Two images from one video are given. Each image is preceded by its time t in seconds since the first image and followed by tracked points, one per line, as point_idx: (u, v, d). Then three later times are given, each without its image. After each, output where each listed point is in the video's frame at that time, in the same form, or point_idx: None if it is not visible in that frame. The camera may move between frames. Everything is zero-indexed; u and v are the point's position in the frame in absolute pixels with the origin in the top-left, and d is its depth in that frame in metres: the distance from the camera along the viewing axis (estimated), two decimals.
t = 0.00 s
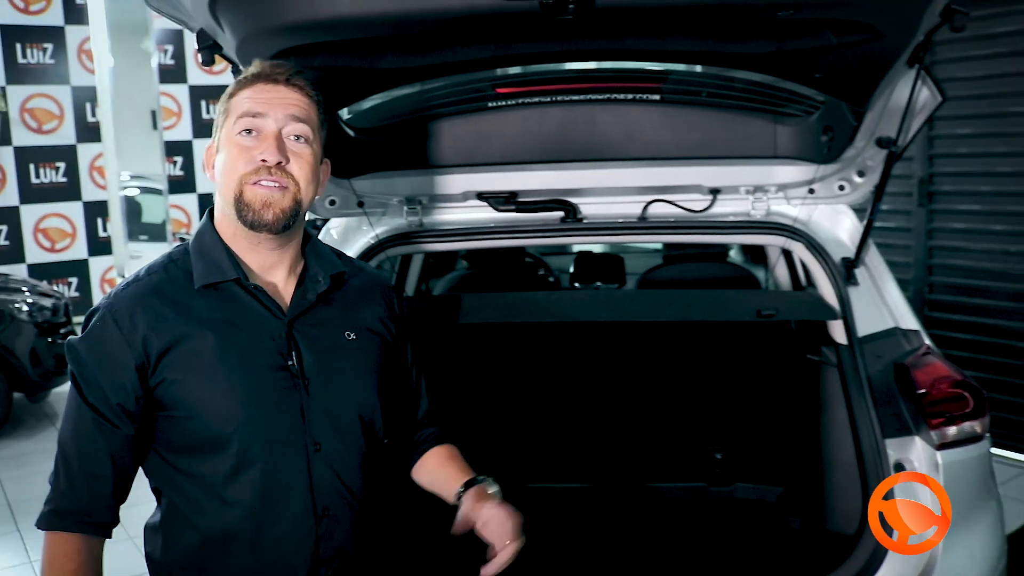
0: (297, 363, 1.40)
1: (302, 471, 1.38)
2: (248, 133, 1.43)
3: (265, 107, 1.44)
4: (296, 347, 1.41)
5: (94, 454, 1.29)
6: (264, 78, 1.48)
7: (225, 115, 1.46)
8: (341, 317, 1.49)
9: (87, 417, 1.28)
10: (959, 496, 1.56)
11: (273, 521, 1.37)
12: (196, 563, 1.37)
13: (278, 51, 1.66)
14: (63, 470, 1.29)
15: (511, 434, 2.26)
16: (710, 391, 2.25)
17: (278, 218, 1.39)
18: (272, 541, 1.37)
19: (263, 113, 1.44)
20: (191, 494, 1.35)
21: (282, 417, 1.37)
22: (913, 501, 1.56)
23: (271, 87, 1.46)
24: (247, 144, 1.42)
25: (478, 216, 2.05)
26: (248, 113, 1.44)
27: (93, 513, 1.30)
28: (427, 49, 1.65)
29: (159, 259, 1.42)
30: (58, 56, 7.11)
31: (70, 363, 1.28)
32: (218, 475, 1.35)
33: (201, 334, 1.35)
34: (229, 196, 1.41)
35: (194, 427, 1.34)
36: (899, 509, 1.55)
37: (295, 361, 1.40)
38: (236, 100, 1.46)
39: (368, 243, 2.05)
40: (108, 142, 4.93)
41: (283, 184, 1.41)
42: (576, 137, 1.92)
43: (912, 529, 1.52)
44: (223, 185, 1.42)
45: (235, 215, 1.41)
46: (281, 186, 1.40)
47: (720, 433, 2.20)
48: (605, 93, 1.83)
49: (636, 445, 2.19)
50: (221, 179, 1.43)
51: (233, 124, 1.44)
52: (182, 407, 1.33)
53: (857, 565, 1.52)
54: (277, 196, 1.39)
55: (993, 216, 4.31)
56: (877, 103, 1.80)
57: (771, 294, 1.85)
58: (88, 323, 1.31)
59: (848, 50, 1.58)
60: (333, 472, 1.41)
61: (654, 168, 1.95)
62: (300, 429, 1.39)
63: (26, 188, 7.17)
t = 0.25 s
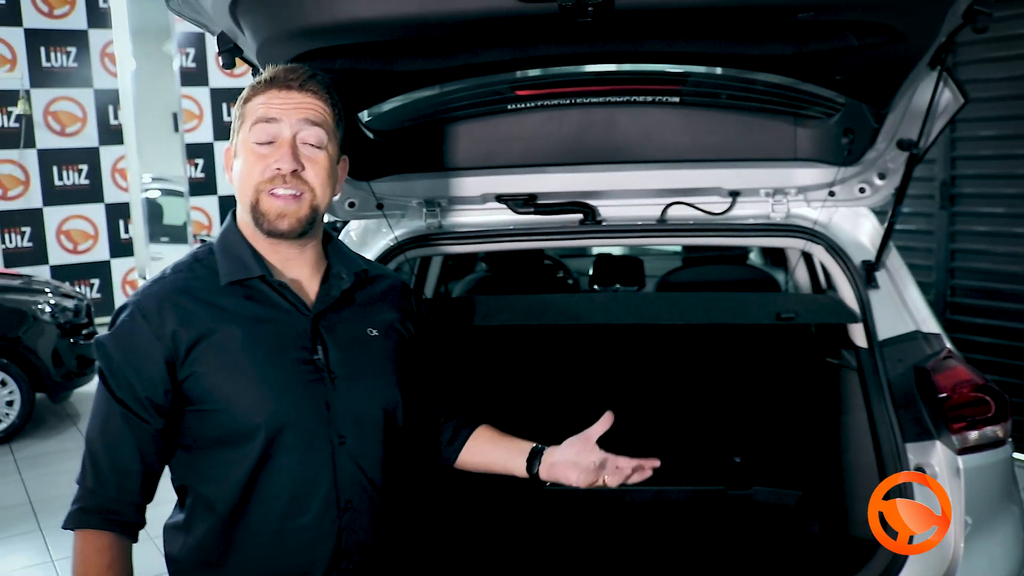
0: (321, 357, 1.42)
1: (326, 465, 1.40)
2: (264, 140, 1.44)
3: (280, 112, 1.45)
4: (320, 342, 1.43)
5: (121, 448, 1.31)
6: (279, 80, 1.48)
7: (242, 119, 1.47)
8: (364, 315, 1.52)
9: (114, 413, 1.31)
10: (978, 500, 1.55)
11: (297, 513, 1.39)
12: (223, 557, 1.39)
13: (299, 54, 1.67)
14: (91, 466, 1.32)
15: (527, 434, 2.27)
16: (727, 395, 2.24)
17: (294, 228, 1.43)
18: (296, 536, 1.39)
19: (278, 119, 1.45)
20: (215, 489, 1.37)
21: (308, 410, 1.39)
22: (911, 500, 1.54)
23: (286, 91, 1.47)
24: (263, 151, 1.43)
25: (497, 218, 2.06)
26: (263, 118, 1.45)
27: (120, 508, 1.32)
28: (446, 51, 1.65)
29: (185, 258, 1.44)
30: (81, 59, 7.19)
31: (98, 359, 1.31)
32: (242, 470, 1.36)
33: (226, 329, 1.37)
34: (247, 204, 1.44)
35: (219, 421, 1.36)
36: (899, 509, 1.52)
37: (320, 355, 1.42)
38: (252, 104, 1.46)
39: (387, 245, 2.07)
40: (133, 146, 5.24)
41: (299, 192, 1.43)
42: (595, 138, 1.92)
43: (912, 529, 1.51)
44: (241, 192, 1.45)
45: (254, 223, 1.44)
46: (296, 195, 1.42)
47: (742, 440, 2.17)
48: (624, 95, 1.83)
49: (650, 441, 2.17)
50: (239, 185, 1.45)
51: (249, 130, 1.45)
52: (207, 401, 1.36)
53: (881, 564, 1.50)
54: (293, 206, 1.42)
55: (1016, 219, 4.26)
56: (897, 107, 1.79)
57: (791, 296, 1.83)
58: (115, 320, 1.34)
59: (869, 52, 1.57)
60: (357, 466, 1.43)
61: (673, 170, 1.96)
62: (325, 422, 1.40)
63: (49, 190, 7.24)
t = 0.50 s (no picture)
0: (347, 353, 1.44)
1: (352, 460, 1.41)
2: (287, 132, 1.45)
3: (302, 105, 1.46)
4: (346, 339, 1.45)
5: (149, 446, 1.31)
6: (298, 74, 1.49)
7: (263, 114, 1.48)
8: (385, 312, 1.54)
9: (143, 409, 1.30)
10: (988, 504, 1.54)
11: (324, 509, 1.39)
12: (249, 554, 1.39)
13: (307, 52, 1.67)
14: (118, 464, 1.30)
15: (535, 433, 2.26)
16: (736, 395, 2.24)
17: (322, 215, 1.43)
18: (324, 533, 1.40)
19: (300, 111, 1.46)
20: (242, 485, 1.37)
21: (335, 405, 1.40)
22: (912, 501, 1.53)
23: (307, 85, 1.48)
24: (287, 143, 1.44)
25: (507, 217, 2.09)
26: (285, 111, 1.46)
27: (147, 506, 1.31)
28: (457, 51, 1.65)
29: (209, 255, 1.44)
30: (93, 57, 7.22)
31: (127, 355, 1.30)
32: (270, 466, 1.36)
33: (255, 325, 1.37)
34: (273, 196, 1.44)
35: (247, 417, 1.36)
36: (899, 509, 1.52)
37: (346, 351, 1.44)
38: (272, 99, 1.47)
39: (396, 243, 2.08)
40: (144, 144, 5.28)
41: (324, 181, 1.44)
42: (605, 137, 1.90)
43: (912, 529, 1.50)
44: (266, 185, 1.45)
45: (280, 214, 1.44)
46: (321, 183, 1.43)
47: (751, 440, 2.16)
48: (634, 95, 1.81)
49: (660, 442, 2.17)
50: (263, 178, 1.46)
51: (271, 124, 1.46)
52: (236, 398, 1.36)
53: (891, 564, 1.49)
54: (320, 194, 1.43)
55: None
56: (908, 109, 1.78)
57: (802, 297, 1.82)
58: (144, 317, 1.33)
59: (882, 53, 1.56)
60: (381, 462, 1.44)
61: (683, 171, 1.96)
62: (350, 418, 1.41)
63: (61, 188, 7.28)
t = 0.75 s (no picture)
0: (362, 356, 1.44)
1: (368, 463, 1.41)
2: (300, 135, 1.44)
3: (314, 107, 1.46)
4: (361, 341, 1.45)
5: (166, 448, 1.30)
6: (309, 78, 1.49)
7: (275, 118, 1.47)
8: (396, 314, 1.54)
9: (160, 412, 1.30)
10: (991, 506, 1.54)
11: (340, 511, 1.39)
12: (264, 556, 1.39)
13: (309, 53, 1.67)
14: (133, 467, 1.30)
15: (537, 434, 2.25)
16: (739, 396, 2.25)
17: (338, 216, 1.43)
18: (339, 536, 1.39)
19: (312, 114, 1.45)
20: (258, 488, 1.37)
21: (351, 407, 1.40)
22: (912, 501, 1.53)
23: (318, 88, 1.48)
24: (300, 145, 1.44)
25: (509, 218, 2.09)
26: (297, 115, 1.45)
27: (163, 509, 1.32)
28: (460, 51, 1.65)
29: (224, 257, 1.44)
30: (97, 56, 7.22)
31: (144, 358, 1.30)
32: (287, 469, 1.36)
33: (272, 327, 1.37)
34: (288, 198, 1.44)
35: (264, 420, 1.36)
36: (899, 509, 1.52)
37: (361, 353, 1.44)
38: (284, 102, 1.47)
39: (397, 243, 2.09)
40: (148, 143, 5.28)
41: (340, 182, 1.44)
42: (607, 137, 1.89)
43: (912, 529, 1.50)
44: (280, 188, 1.45)
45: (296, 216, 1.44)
46: (336, 184, 1.43)
47: (754, 443, 2.15)
48: (637, 95, 1.81)
49: (667, 444, 2.14)
50: (277, 182, 1.45)
51: (284, 127, 1.46)
52: (253, 400, 1.36)
53: (896, 563, 1.49)
54: (335, 194, 1.43)
55: None
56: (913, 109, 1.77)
57: (804, 298, 1.81)
58: (160, 320, 1.33)
59: (886, 54, 1.56)
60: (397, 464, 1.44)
61: (686, 171, 1.96)
62: (366, 421, 1.41)
63: (65, 187, 7.28)
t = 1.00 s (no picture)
0: (360, 356, 1.43)
1: (365, 464, 1.40)
2: (301, 134, 1.43)
3: (315, 106, 1.45)
4: (359, 342, 1.44)
5: (162, 445, 1.29)
6: (309, 77, 1.48)
7: (275, 118, 1.46)
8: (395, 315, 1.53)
9: (156, 410, 1.29)
10: (985, 506, 1.53)
11: (337, 511, 1.39)
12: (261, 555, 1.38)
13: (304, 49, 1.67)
14: (128, 464, 1.29)
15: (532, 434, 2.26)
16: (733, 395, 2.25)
17: (339, 213, 1.42)
18: (336, 536, 1.39)
19: (313, 113, 1.44)
20: (255, 485, 1.36)
21: (348, 407, 1.39)
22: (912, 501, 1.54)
23: (319, 87, 1.47)
24: (301, 144, 1.43)
25: (503, 217, 2.09)
26: (298, 114, 1.44)
27: (157, 506, 1.30)
28: (455, 49, 1.65)
29: (221, 255, 1.43)
30: (91, 53, 7.20)
31: (140, 355, 1.29)
32: (284, 467, 1.36)
33: (269, 326, 1.37)
34: (290, 196, 1.43)
35: (260, 418, 1.36)
36: (899, 509, 1.53)
37: (358, 353, 1.43)
38: (285, 102, 1.46)
39: (391, 242, 2.09)
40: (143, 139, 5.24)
41: (341, 179, 1.43)
42: (603, 136, 1.89)
43: (912, 529, 1.51)
44: (281, 186, 1.44)
45: (297, 215, 1.44)
46: (337, 181, 1.42)
47: (746, 441, 2.16)
48: (632, 94, 1.80)
49: (657, 442, 2.18)
50: (278, 180, 1.45)
51: (285, 126, 1.44)
52: (249, 398, 1.35)
53: (887, 565, 1.50)
54: (336, 192, 1.42)
55: None
56: (908, 108, 1.77)
57: (799, 298, 1.81)
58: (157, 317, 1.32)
59: (880, 53, 1.56)
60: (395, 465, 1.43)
61: (680, 170, 1.96)
62: (362, 421, 1.40)
63: (59, 184, 7.26)
